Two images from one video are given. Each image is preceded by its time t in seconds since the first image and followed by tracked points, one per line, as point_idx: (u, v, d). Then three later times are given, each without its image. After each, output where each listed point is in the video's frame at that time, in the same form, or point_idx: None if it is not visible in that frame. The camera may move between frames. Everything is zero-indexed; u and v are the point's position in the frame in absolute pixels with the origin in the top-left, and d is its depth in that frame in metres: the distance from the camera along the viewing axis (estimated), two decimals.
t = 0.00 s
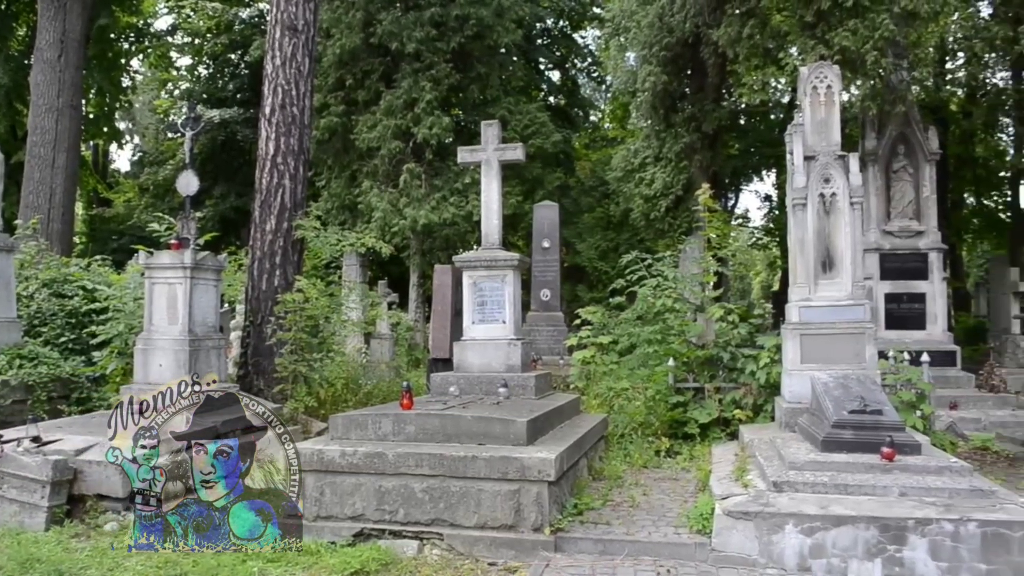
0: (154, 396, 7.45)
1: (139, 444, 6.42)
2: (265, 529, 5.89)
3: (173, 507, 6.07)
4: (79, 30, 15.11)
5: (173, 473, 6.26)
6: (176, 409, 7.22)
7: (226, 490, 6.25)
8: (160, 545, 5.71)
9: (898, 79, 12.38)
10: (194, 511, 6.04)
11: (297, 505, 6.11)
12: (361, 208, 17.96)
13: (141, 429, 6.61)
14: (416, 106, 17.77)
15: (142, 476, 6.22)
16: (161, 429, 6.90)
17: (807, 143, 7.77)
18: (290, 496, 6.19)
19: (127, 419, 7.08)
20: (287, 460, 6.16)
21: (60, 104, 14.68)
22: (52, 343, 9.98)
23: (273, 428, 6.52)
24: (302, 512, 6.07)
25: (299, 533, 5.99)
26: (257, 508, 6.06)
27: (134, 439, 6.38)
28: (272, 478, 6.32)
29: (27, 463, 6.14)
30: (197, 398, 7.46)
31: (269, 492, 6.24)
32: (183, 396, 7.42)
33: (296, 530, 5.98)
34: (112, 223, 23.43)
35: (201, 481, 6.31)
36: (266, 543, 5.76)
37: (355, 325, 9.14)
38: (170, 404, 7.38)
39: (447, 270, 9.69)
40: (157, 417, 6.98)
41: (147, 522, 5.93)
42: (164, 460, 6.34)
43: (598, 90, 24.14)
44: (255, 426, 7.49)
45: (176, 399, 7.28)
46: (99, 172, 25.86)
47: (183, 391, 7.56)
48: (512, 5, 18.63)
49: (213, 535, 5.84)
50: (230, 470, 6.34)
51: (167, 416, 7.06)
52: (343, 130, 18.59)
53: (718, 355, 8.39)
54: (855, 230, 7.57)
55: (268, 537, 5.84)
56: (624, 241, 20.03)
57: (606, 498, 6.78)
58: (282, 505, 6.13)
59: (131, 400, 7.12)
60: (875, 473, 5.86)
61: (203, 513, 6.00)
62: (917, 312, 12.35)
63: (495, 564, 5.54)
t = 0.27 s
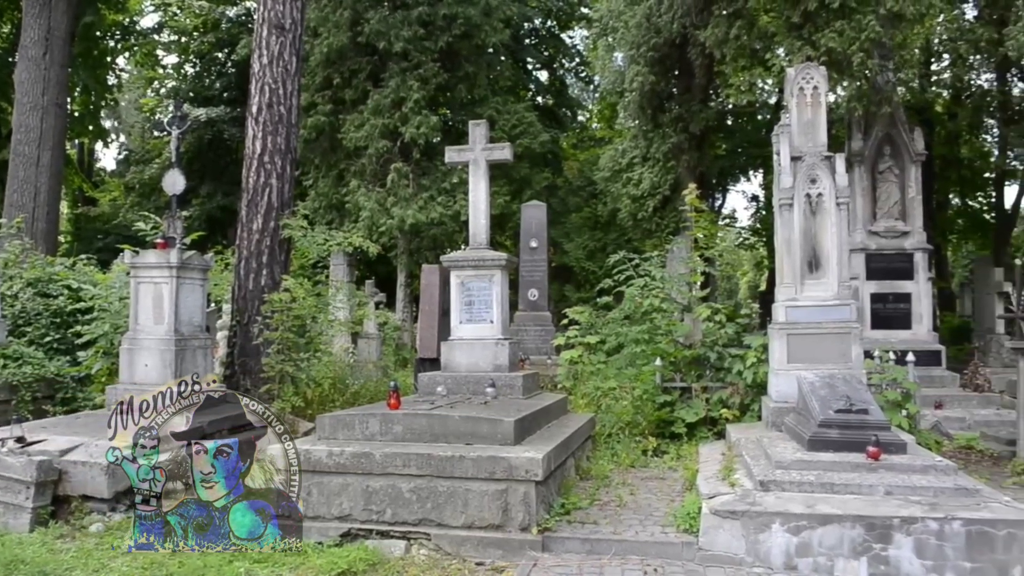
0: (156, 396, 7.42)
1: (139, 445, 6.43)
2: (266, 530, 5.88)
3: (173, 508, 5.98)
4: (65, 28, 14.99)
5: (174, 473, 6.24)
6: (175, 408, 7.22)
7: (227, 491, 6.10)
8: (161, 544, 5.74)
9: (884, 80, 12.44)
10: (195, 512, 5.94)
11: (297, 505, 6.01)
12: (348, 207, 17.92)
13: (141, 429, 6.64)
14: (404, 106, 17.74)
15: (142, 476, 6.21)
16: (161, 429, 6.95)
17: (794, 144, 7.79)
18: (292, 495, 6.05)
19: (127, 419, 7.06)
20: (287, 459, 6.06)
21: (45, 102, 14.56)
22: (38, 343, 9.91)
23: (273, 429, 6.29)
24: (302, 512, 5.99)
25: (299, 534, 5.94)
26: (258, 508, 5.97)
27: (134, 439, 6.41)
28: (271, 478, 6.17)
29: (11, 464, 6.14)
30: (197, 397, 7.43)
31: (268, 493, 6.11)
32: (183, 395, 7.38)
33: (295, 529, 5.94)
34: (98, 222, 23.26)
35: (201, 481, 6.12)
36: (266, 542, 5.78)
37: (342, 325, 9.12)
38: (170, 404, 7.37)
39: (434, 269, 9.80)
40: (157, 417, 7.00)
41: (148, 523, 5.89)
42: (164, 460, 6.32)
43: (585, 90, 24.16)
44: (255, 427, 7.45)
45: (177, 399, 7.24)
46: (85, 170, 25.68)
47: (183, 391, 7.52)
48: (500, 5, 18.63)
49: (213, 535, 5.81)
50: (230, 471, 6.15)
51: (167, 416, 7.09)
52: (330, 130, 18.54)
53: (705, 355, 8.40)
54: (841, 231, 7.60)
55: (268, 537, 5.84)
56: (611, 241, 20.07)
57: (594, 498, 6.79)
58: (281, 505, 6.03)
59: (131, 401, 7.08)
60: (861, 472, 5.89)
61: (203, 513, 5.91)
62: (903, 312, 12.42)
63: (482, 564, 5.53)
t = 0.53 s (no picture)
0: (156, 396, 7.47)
1: (139, 445, 6.46)
2: (265, 529, 5.87)
3: (173, 508, 5.97)
4: (51, 26, 14.89)
5: (174, 472, 6.29)
6: (175, 408, 7.30)
7: (227, 490, 6.11)
8: (160, 544, 5.73)
9: (871, 82, 12.51)
10: (194, 512, 5.93)
11: (297, 505, 6.00)
12: (336, 207, 17.87)
13: (142, 429, 6.65)
14: (392, 105, 17.71)
15: (142, 476, 6.21)
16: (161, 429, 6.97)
17: (781, 144, 7.81)
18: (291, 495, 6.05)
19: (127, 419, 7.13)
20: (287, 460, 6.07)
21: (30, 100, 14.46)
22: (22, 342, 9.79)
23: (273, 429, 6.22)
24: (302, 512, 5.97)
25: (299, 534, 5.90)
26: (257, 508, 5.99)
27: (134, 439, 6.42)
28: (273, 477, 6.12)
29: None
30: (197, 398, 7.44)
31: (269, 493, 6.11)
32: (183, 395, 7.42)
33: (296, 529, 5.92)
34: (83, 221, 23.12)
35: (201, 481, 6.16)
36: (266, 543, 5.76)
37: (330, 325, 9.09)
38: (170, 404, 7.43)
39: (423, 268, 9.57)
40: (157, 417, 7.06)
41: (147, 522, 5.90)
42: (164, 460, 6.35)
43: (573, 90, 24.18)
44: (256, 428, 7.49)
45: (176, 399, 7.28)
46: (70, 169, 25.50)
47: (183, 391, 7.55)
48: (488, 4, 18.63)
49: (213, 535, 5.80)
50: (230, 471, 6.18)
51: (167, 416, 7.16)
52: (318, 129, 18.50)
53: (693, 355, 8.42)
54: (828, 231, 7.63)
55: (269, 537, 5.82)
56: (599, 241, 20.11)
57: (581, 497, 6.79)
58: (281, 505, 6.03)
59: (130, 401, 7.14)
60: (847, 471, 5.91)
61: (203, 513, 5.90)
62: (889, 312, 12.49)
63: (470, 564, 5.53)
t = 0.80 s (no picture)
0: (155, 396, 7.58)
1: (139, 445, 6.66)
2: (265, 529, 5.84)
3: (173, 508, 5.92)
4: (33, 23, 14.74)
5: (174, 473, 6.43)
6: (176, 408, 7.39)
7: (227, 491, 6.07)
8: (160, 544, 5.68)
9: (855, 83, 12.58)
10: (195, 513, 5.90)
11: (297, 505, 5.95)
12: (321, 206, 17.81)
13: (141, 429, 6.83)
14: (378, 104, 17.67)
15: (142, 476, 6.38)
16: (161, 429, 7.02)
17: (767, 145, 7.83)
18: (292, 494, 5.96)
19: (126, 419, 7.16)
20: (285, 460, 6.00)
21: (12, 98, 14.32)
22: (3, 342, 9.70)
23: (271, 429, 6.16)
24: (301, 512, 5.93)
25: (299, 535, 5.87)
26: (257, 509, 5.96)
27: (134, 440, 6.62)
28: (272, 476, 6.01)
29: None
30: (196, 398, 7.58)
31: (268, 492, 6.03)
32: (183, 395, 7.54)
33: (296, 530, 5.88)
34: (66, 220, 22.95)
35: (201, 482, 6.16)
36: (266, 542, 5.75)
37: (315, 324, 9.07)
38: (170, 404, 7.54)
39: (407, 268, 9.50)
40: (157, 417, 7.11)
41: (148, 523, 5.82)
42: (164, 460, 6.48)
43: (559, 90, 24.20)
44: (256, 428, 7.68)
45: (177, 400, 7.37)
46: (52, 167, 25.31)
47: (183, 391, 7.67)
48: (474, 4, 18.63)
49: (213, 535, 5.77)
50: (229, 471, 6.14)
51: (167, 416, 7.24)
52: (303, 128, 18.44)
53: (679, 354, 8.44)
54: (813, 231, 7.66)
55: (269, 537, 5.80)
56: (585, 241, 20.14)
57: (567, 497, 6.80)
58: (281, 505, 5.97)
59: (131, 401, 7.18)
60: (831, 470, 5.94)
61: (203, 513, 5.87)
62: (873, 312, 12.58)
63: (456, 564, 5.52)
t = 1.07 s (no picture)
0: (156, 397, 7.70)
1: (139, 445, 6.76)
2: (265, 529, 5.83)
3: (173, 508, 5.89)
4: (17, 20, 14.61)
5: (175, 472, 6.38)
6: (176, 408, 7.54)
7: (227, 491, 6.04)
8: (160, 543, 5.68)
9: (841, 84, 12.66)
10: (195, 513, 5.87)
11: (297, 505, 5.93)
12: (308, 205, 17.76)
13: (141, 429, 6.92)
14: (365, 103, 17.64)
15: (142, 476, 6.48)
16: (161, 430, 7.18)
17: (753, 145, 7.85)
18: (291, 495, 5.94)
19: (126, 419, 7.26)
20: (285, 460, 5.99)
21: None
22: None
23: (272, 429, 6.14)
24: (302, 512, 5.91)
25: (299, 534, 5.86)
26: (258, 509, 5.94)
27: (134, 440, 6.72)
28: (273, 477, 6.01)
29: None
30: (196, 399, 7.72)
31: (268, 492, 6.01)
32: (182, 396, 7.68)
33: (296, 530, 5.88)
34: (51, 219, 22.80)
35: (201, 482, 6.08)
36: (266, 542, 5.74)
37: (302, 324, 9.04)
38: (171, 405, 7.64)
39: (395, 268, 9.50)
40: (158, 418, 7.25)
41: (148, 523, 5.81)
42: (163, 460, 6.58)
43: (547, 90, 24.20)
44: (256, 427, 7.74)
45: (176, 400, 7.53)
46: (37, 165, 25.14)
47: (183, 391, 7.84)
48: (462, 3, 18.61)
49: (213, 535, 5.76)
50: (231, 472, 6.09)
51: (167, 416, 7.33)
52: (290, 127, 18.39)
53: (666, 354, 8.46)
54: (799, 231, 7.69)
55: (269, 537, 5.78)
56: (573, 241, 20.15)
57: (555, 496, 6.81)
58: (280, 505, 5.95)
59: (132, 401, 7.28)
60: (817, 469, 5.96)
61: (203, 513, 5.85)
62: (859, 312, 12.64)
63: (443, 564, 5.51)
